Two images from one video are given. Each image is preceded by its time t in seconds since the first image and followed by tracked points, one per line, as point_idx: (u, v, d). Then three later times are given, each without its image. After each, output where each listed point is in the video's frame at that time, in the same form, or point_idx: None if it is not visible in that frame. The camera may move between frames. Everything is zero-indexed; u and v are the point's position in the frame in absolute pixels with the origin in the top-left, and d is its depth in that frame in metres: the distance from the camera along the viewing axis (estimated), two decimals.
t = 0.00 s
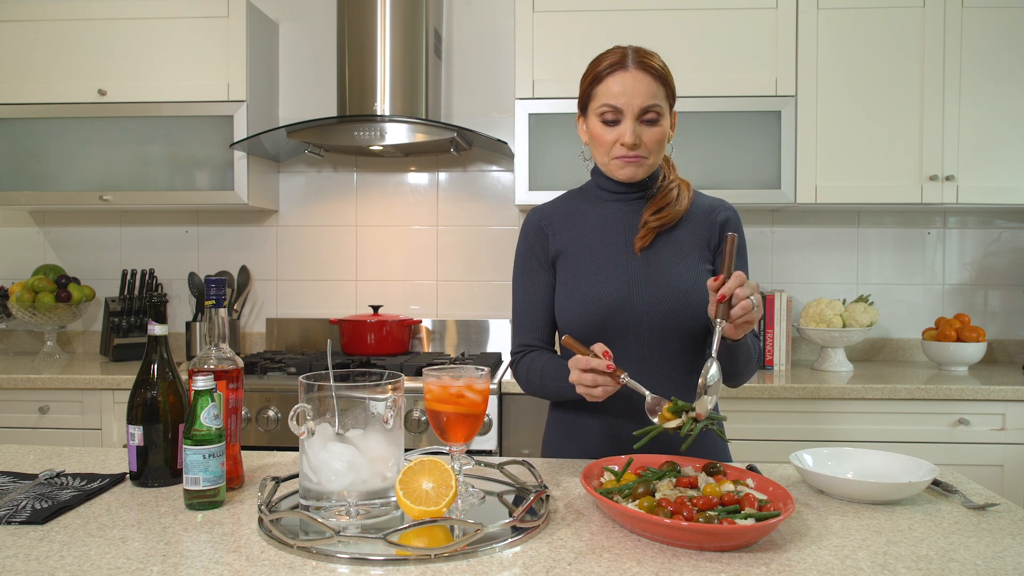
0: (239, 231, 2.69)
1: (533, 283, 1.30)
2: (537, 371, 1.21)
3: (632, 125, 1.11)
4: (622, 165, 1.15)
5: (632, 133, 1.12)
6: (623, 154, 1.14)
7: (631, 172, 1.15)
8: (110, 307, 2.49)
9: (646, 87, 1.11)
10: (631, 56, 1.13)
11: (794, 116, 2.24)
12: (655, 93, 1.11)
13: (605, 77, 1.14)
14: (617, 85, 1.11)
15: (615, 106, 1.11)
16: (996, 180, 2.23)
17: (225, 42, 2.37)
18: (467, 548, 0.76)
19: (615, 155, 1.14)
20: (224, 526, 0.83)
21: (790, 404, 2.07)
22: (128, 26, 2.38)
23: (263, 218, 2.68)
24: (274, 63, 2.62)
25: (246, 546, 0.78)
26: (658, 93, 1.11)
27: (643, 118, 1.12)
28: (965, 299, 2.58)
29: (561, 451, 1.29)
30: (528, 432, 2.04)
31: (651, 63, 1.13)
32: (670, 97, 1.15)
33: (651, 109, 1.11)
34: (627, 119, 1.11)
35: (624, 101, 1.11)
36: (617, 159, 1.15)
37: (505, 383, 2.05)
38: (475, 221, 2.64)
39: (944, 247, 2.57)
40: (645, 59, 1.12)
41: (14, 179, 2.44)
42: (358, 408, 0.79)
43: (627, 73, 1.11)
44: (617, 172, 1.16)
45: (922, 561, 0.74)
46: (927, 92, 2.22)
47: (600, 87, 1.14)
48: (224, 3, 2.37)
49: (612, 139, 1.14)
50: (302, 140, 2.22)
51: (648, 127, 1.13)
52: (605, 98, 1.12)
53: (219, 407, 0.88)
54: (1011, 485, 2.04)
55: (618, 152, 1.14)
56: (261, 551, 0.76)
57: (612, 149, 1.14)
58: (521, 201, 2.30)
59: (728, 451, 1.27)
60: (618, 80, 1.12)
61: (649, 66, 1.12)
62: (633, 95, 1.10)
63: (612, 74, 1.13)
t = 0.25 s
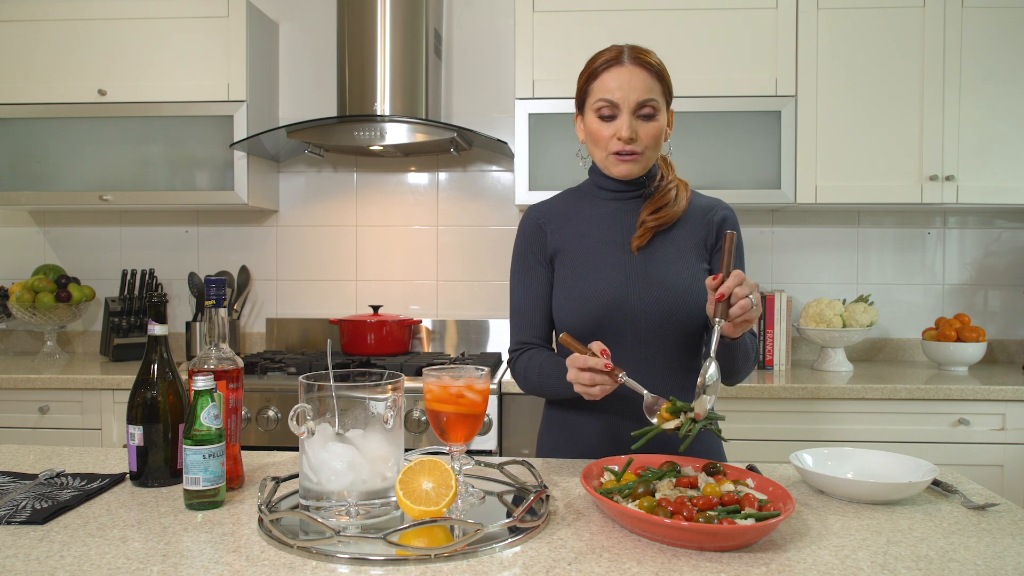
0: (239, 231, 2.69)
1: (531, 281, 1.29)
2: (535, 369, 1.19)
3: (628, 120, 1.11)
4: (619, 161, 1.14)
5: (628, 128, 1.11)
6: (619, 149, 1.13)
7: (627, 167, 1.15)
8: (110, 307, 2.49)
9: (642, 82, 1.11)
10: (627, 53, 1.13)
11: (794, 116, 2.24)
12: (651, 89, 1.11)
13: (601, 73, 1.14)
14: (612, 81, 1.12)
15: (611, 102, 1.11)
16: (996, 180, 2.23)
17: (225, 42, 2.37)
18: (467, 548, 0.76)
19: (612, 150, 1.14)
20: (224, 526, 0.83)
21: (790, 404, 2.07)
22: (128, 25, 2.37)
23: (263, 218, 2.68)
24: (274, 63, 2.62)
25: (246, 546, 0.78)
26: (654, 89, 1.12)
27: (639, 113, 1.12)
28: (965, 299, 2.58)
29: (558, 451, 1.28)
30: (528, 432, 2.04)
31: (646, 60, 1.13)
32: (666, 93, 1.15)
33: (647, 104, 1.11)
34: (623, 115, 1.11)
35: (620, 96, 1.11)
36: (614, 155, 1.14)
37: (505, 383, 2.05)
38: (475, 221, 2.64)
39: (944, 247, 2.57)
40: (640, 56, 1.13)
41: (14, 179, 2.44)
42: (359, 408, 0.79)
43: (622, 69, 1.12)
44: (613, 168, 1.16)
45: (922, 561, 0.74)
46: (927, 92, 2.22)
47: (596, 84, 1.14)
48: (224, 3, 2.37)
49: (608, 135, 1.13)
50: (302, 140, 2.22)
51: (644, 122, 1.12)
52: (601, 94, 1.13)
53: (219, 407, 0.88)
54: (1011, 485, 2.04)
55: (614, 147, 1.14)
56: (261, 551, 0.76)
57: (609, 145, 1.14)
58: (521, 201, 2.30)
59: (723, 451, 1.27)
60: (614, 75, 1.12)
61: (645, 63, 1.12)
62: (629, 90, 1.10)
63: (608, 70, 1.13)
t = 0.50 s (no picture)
0: (239, 231, 2.69)
1: (522, 282, 1.28)
2: (529, 372, 1.18)
3: (623, 125, 1.12)
4: (613, 166, 1.15)
5: (623, 133, 1.12)
6: (615, 153, 1.14)
7: (622, 172, 1.15)
8: (110, 307, 2.49)
9: (637, 86, 1.11)
10: (621, 55, 1.13)
11: (794, 116, 2.24)
12: (646, 92, 1.11)
13: (595, 76, 1.13)
14: (608, 85, 1.11)
15: (607, 106, 1.11)
16: (996, 180, 2.23)
17: (225, 42, 2.37)
18: (467, 548, 0.76)
19: (607, 155, 1.15)
20: (224, 526, 0.83)
21: (790, 404, 2.07)
22: (128, 25, 2.37)
23: (263, 218, 2.68)
24: (274, 63, 2.62)
25: (246, 546, 0.78)
26: (649, 93, 1.12)
27: (633, 117, 1.12)
28: (965, 299, 2.58)
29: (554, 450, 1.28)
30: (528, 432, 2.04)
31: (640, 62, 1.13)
32: (660, 95, 1.15)
33: (642, 108, 1.12)
34: (619, 119, 1.12)
35: (616, 100, 1.11)
36: (609, 159, 1.15)
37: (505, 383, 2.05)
38: (475, 221, 2.64)
39: (944, 247, 2.57)
40: (635, 58, 1.12)
41: (14, 179, 2.45)
42: (359, 408, 0.79)
43: (618, 72, 1.11)
44: (608, 172, 1.16)
45: (922, 561, 0.74)
46: (927, 91, 2.22)
47: (590, 87, 1.14)
48: (224, 3, 2.37)
49: (604, 139, 1.14)
50: (302, 140, 2.22)
51: (638, 127, 1.13)
52: (597, 97, 1.12)
53: (219, 407, 0.88)
54: (1011, 485, 2.04)
55: (610, 151, 1.14)
56: (261, 551, 0.76)
57: (603, 149, 1.15)
58: (521, 201, 2.30)
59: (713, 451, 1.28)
60: (610, 79, 1.11)
61: (640, 66, 1.12)
62: (625, 95, 1.10)
63: (602, 73, 1.12)
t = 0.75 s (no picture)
0: (239, 231, 2.69)
1: (514, 287, 1.27)
2: (524, 375, 1.17)
3: (616, 130, 1.12)
4: (605, 170, 1.15)
5: (617, 137, 1.11)
6: (607, 159, 1.14)
7: (614, 177, 1.16)
8: (110, 307, 2.49)
9: (629, 92, 1.11)
10: (613, 60, 1.12)
11: (795, 116, 2.24)
12: (638, 98, 1.11)
13: (586, 81, 1.13)
14: (599, 90, 1.11)
15: (600, 111, 1.11)
16: (997, 180, 2.23)
17: (225, 42, 2.37)
18: (467, 548, 0.76)
19: (598, 160, 1.14)
20: (224, 526, 0.83)
21: (790, 404, 2.07)
22: (128, 25, 2.37)
23: (263, 219, 2.68)
24: (274, 64, 2.62)
25: (246, 546, 0.78)
26: (640, 98, 1.12)
27: (626, 122, 1.12)
28: (965, 299, 2.58)
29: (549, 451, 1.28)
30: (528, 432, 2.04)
31: (631, 67, 1.13)
32: (651, 99, 1.15)
33: (633, 113, 1.12)
34: (612, 124, 1.11)
35: (608, 105, 1.11)
36: (601, 164, 1.14)
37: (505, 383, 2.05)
38: (474, 221, 2.64)
39: (944, 247, 2.57)
40: (626, 63, 1.12)
41: (14, 179, 2.45)
42: (359, 408, 0.79)
43: (611, 77, 1.11)
44: (600, 177, 1.16)
45: (922, 561, 0.74)
46: (927, 91, 2.22)
47: (582, 92, 1.14)
48: (224, 3, 2.37)
49: (596, 144, 1.13)
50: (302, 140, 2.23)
51: (631, 132, 1.13)
52: (589, 102, 1.12)
53: (219, 407, 0.88)
54: (1011, 485, 2.04)
55: (602, 157, 1.14)
56: (262, 551, 0.76)
57: (596, 154, 1.14)
58: (521, 201, 2.31)
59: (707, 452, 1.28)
60: (602, 84, 1.11)
61: (632, 70, 1.12)
62: (617, 100, 1.10)
63: (594, 78, 1.12)
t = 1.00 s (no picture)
0: (239, 231, 2.69)
1: (513, 283, 1.26)
2: (525, 368, 1.15)
3: (616, 128, 1.11)
4: (605, 168, 1.15)
5: (618, 135, 1.12)
6: (607, 156, 1.14)
7: (614, 175, 1.16)
8: (110, 307, 2.49)
9: (629, 89, 1.11)
10: (612, 58, 1.13)
11: (794, 116, 2.24)
12: (638, 96, 1.12)
13: (586, 78, 1.13)
14: (599, 88, 1.11)
15: (600, 109, 1.11)
16: (997, 180, 2.23)
17: (225, 42, 2.37)
18: (467, 548, 0.76)
19: (599, 157, 1.15)
20: (224, 526, 0.83)
21: (790, 404, 2.07)
22: (128, 25, 2.37)
23: (263, 219, 2.68)
24: (274, 64, 2.62)
25: (246, 546, 0.78)
26: (640, 95, 1.12)
27: (625, 120, 1.12)
28: (965, 299, 2.58)
29: (546, 449, 1.27)
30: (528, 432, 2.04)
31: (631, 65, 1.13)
32: (651, 97, 1.15)
33: (633, 110, 1.12)
34: (612, 122, 1.11)
35: (609, 103, 1.11)
36: (601, 162, 1.15)
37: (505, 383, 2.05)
38: (474, 221, 2.64)
39: (944, 247, 2.57)
40: (625, 60, 1.13)
41: (14, 179, 2.45)
42: (359, 408, 0.79)
43: (610, 75, 1.11)
44: (600, 174, 1.16)
45: (922, 561, 0.74)
46: (927, 91, 2.22)
47: (581, 90, 1.14)
48: (224, 3, 2.37)
49: (596, 141, 1.13)
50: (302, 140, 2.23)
51: (631, 129, 1.13)
52: (589, 100, 1.12)
53: (219, 407, 0.88)
54: (1011, 485, 2.04)
55: (602, 154, 1.14)
56: (262, 551, 0.76)
57: (596, 152, 1.14)
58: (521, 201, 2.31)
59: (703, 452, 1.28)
60: (602, 82, 1.11)
61: (631, 68, 1.12)
62: (617, 98, 1.10)
63: (593, 76, 1.12)
